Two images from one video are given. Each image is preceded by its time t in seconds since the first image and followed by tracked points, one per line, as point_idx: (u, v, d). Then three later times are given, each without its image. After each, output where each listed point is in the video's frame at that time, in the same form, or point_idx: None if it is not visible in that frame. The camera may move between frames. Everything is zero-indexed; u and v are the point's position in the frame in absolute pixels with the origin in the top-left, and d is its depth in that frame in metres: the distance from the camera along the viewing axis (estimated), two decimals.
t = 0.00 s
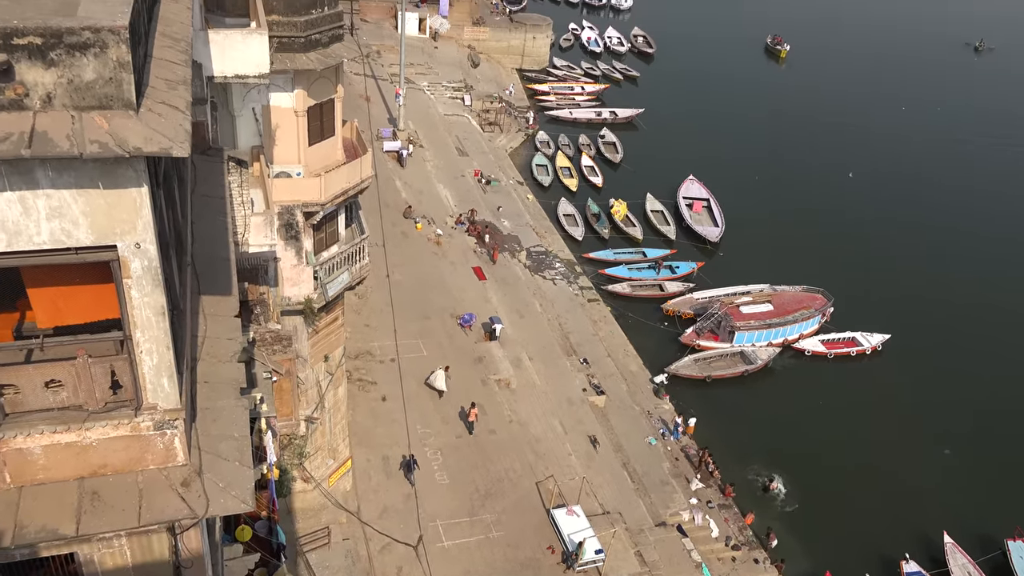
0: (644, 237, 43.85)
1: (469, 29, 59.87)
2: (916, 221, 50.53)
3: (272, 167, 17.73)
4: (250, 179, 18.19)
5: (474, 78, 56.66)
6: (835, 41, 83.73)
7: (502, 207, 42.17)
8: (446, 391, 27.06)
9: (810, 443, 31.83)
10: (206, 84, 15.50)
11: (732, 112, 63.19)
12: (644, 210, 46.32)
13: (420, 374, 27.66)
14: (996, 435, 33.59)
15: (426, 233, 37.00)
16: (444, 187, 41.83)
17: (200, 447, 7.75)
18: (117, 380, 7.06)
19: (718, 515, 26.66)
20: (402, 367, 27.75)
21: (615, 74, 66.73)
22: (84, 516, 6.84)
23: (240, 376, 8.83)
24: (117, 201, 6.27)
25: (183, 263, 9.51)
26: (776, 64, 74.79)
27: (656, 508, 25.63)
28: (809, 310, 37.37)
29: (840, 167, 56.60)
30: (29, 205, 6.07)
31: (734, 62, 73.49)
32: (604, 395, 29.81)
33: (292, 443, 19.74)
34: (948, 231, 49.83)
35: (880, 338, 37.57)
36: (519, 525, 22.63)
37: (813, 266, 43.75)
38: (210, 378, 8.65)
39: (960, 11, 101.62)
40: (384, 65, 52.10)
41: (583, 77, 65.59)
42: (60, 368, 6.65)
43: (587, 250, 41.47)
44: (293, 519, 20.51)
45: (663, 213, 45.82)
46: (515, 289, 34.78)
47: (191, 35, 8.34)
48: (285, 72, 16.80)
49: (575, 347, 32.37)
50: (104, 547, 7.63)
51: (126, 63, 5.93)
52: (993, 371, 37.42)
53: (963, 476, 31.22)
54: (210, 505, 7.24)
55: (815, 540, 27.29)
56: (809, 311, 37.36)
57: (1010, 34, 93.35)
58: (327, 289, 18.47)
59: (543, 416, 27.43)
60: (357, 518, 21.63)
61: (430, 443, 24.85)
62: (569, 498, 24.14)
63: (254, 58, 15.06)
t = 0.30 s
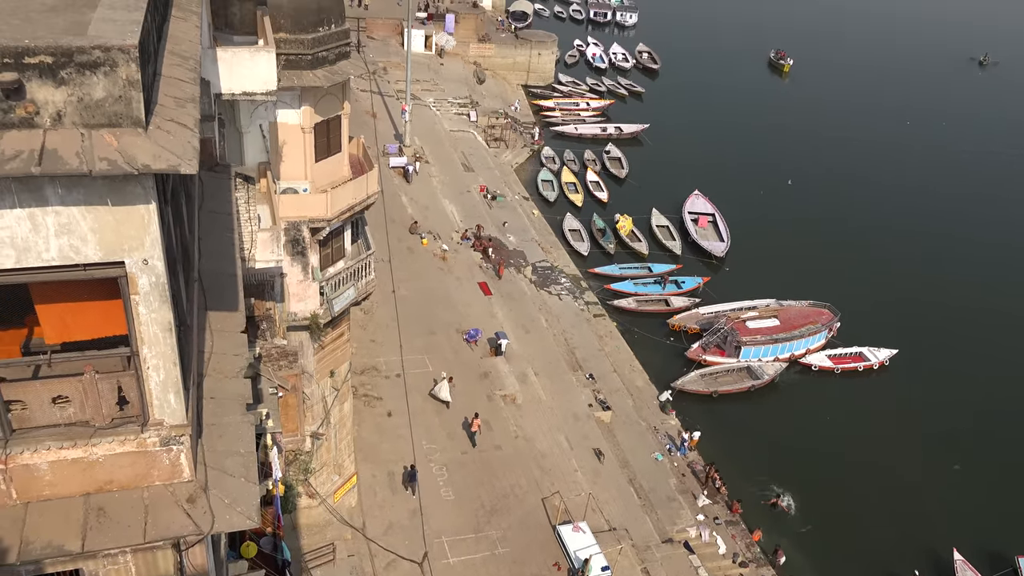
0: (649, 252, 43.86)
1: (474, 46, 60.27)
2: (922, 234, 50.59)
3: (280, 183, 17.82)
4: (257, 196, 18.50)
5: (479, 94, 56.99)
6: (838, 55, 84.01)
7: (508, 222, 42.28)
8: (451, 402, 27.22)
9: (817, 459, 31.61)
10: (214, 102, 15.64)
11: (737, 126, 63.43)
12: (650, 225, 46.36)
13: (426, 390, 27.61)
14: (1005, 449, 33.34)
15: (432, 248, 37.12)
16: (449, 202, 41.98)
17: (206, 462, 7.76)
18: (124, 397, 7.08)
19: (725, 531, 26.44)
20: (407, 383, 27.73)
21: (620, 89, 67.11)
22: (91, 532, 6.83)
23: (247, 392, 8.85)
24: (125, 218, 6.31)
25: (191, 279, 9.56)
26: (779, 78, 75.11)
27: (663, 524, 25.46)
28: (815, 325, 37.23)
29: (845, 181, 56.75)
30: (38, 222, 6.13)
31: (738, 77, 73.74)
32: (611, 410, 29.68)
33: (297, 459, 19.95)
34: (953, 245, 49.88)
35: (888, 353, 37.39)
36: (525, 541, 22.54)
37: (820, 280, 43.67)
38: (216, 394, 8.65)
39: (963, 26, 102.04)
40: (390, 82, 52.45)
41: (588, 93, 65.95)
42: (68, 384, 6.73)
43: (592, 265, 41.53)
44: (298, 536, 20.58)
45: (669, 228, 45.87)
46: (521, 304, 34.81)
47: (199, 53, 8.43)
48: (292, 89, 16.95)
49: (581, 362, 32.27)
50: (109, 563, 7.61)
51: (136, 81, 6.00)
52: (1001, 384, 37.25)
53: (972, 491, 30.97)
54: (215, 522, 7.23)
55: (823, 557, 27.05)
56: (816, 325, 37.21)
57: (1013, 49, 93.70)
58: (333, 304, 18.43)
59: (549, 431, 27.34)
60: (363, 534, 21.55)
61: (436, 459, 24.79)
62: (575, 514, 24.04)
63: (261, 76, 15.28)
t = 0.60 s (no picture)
0: (655, 268, 43.84)
1: (480, 63, 60.65)
2: (928, 248, 50.54)
3: (287, 201, 18.07)
4: (265, 213, 18.30)
5: (485, 111, 57.34)
6: (844, 70, 84.17)
7: (514, 238, 42.36)
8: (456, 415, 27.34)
9: (825, 475, 31.38)
10: (222, 121, 15.73)
11: (742, 141, 63.57)
12: (656, 241, 46.36)
13: (432, 406, 27.54)
14: (1013, 466, 33.15)
15: (438, 264, 37.20)
16: (456, 219, 42.12)
17: (212, 480, 7.75)
18: (132, 414, 7.11)
19: (733, 549, 26.19)
20: (414, 399, 27.68)
21: (626, 106, 67.43)
22: (96, 550, 6.82)
23: (253, 409, 8.85)
24: (134, 235, 6.38)
25: (198, 296, 9.62)
26: (784, 93, 75.35)
27: (670, 542, 25.23)
28: (822, 340, 37.05)
29: (852, 195, 56.72)
30: (48, 240, 6.17)
31: (743, 93, 74.00)
32: (617, 426, 29.54)
33: (303, 476, 19.89)
34: (960, 259, 49.76)
35: (896, 369, 37.13)
36: (532, 559, 22.40)
37: (827, 295, 43.54)
38: (223, 411, 8.66)
39: (969, 40, 102.09)
40: (397, 99, 52.84)
41: (594, 109, 66.24)
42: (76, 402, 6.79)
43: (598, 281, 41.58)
44: (304, 553, 20.69)
45: (675, 244, 45.87)
46: (527, 321, 34.80)
47: (208, 72, 8.52)
48: (299, 107, 17.11)
49: (587, 378, 32.17)
50: None
51: (146, 101, 6.08)
52: (1008, 400, 37.07)
53: (982, 509, 30.73)
54: (220, 540, 7.20)
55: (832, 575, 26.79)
56: (823, 341, 37.03)
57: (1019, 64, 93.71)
58: (339, 321, 18.54)
59: (555, 448, 27.23)
60: (368, 552, 21.50)
61: (442, 476, 24.71)
62: (582, 532, 23.90)
63: (269, 94, 15.35)
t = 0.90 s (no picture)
0: (662, 285, 43.79)
1: (487, 82, 61.05)
2: (936, 265, 50.37)
3: (295, 219, 18.05)
4: (272, 230, 18.29)
5: (492, 130, 57.66)
6: (849, 87, 84.32)
7: (520, 256, 42.45)
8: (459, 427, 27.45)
9: (834, 492, 31.11)
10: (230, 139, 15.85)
11: (748, 158, 63.66)
12: (662, 258, 46.32)
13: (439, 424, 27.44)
14: None
15: (445, 282, 37.28)
16: (462, 236, 42.24)
17: (219, 499, 7.74)
18: (139, 432, 7.12)
19: (742, 569, 25.96)
20: (420, 417, 27.62)
21: (632, 124, 67.69)
22: (103, 568, 6.81)
23: (260, 428, 8.86)
24: (144, 255, 6.42)
25: (206, 314, 9.66)
26: (788, 110, 75.53)
27: (679, 561, 25.03)
28: (831, 357, 36.84)
29: (858, 211, 56.63)
30: (58, 259, 6.23)
31: (749, 110, 74.23)
32: (624, 444, 29.38)
33: (310, 494, 19.57)
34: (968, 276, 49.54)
35: (905, 387, 36.89)
36: None
37: (835, 312, 43.37)
38: (230, 430, 8.66)
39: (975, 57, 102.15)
40: (404, 118, 53.23)
41: (600, 127, 66.51)
42: (83, 421, 6.81)
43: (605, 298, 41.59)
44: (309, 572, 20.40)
45: (682, 261, 45.82)
46: (533, 338, 34.77)
47: (217, 93, 8.62)
48: (307, 126, 17.25)
49: (594, 396, 32.02)
50: None
51: (156, 121, 6.15)
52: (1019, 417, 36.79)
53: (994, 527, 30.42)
54: (227, 559, 7.17)
55: None
56: (831, 358, 36.81)
57: None
58: (346, 339, 18.55)
59: (562, 466, 27.09)
60: (374, 571, 21.44)
61: (448, 494, 24.59)
62: (590, 551, 23.75)
63: (278, 113, 15.46)
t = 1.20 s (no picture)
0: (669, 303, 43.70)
1: (493, 101, 61.43)
2: (945, 281, 50.12)
3: (302, 238, 18.23)
4: (279, 251, 18.44)
5: (498, 148, 57.96)
6: (854, 103, 84.44)
7: (527, 274, 42.50)
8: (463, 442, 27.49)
9: (843, 510, 30.82)
10: (239, 159, 15.98)
11: (754, 175, 63.70)
12: (669, 276, 46.27)
13: (446, 443, 27.33)
14: None
15: (452, 300, 37.30)
16: (469, 255, 42.33)
17: (226, 519, 7.72)
18: (146, 452, 7.13)
19: None
20: (427, 436, 27.50)
21: (637, 142, 67.95)
22: None
23: (268, 447, 8.85)
24: (152, 275, 6.47)
25: (214, 333, 9.70)
26: (793, 126, 75.71)
27: None
28: (839, 375, 36.62)
29: (865, 227, 56.48)
30: (67, 279, 6.26)
31: (754, 127, 74.42)
32: (632, 463, 29.19)
33: (316, 513, 19.53)
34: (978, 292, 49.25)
35: (915, 404, 36.59)
36: None
37: (843, 329, 43.18)
38: (237, 449, 8.66)
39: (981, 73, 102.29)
40: (411, 137, 53.57)
41: (606, 146, 66.81)
42: (91, 440, 6.84)
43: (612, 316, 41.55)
44: None
45: (688, 278, 45.72)
46: (540, 356, 34.70)
47: (227, 114, 8.73)
48: (315, 147, 17.40)
49: (601, 414, 31.85)
50: None
51: (165, 142, 6.21)
52: None
53: (1006, 546, 30.07)
54: None
55: None
56: (840, 376, 36.58)
57: None
58: (353, 358, 18.61)
59: (570, 485, 26.92)
60: None
61: (455, 514, 24.45)
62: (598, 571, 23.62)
63: (286, 134, 15.60)
